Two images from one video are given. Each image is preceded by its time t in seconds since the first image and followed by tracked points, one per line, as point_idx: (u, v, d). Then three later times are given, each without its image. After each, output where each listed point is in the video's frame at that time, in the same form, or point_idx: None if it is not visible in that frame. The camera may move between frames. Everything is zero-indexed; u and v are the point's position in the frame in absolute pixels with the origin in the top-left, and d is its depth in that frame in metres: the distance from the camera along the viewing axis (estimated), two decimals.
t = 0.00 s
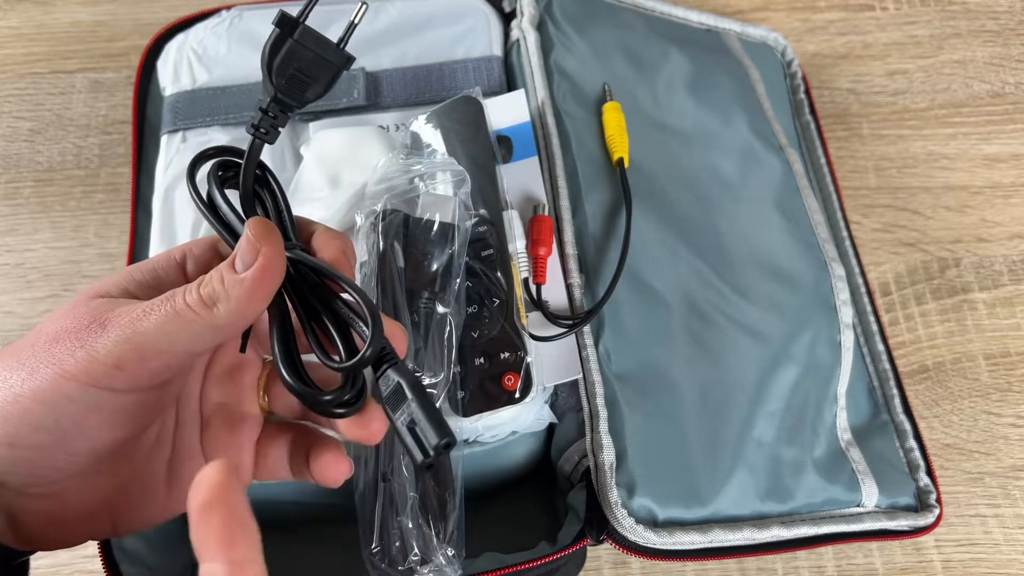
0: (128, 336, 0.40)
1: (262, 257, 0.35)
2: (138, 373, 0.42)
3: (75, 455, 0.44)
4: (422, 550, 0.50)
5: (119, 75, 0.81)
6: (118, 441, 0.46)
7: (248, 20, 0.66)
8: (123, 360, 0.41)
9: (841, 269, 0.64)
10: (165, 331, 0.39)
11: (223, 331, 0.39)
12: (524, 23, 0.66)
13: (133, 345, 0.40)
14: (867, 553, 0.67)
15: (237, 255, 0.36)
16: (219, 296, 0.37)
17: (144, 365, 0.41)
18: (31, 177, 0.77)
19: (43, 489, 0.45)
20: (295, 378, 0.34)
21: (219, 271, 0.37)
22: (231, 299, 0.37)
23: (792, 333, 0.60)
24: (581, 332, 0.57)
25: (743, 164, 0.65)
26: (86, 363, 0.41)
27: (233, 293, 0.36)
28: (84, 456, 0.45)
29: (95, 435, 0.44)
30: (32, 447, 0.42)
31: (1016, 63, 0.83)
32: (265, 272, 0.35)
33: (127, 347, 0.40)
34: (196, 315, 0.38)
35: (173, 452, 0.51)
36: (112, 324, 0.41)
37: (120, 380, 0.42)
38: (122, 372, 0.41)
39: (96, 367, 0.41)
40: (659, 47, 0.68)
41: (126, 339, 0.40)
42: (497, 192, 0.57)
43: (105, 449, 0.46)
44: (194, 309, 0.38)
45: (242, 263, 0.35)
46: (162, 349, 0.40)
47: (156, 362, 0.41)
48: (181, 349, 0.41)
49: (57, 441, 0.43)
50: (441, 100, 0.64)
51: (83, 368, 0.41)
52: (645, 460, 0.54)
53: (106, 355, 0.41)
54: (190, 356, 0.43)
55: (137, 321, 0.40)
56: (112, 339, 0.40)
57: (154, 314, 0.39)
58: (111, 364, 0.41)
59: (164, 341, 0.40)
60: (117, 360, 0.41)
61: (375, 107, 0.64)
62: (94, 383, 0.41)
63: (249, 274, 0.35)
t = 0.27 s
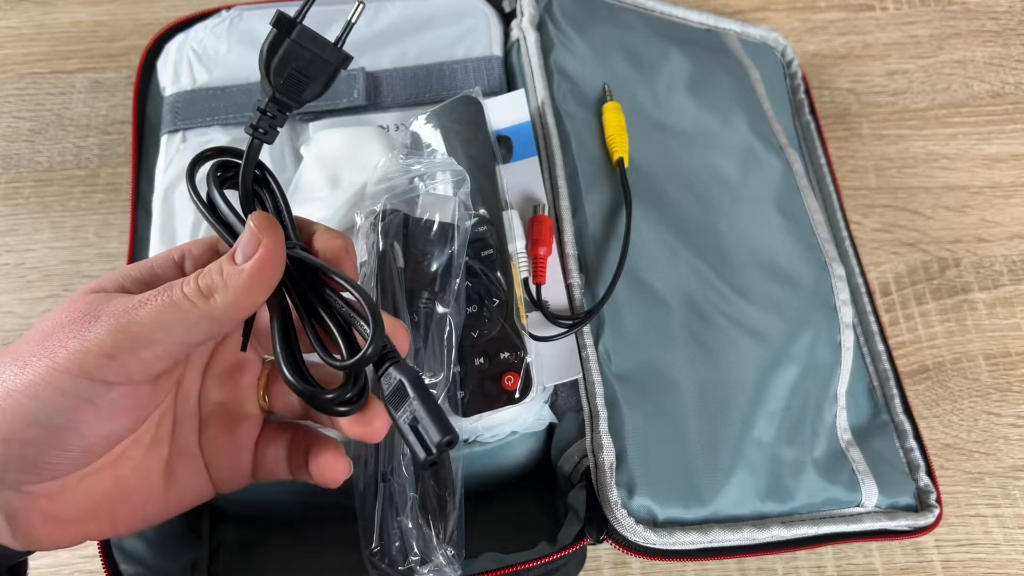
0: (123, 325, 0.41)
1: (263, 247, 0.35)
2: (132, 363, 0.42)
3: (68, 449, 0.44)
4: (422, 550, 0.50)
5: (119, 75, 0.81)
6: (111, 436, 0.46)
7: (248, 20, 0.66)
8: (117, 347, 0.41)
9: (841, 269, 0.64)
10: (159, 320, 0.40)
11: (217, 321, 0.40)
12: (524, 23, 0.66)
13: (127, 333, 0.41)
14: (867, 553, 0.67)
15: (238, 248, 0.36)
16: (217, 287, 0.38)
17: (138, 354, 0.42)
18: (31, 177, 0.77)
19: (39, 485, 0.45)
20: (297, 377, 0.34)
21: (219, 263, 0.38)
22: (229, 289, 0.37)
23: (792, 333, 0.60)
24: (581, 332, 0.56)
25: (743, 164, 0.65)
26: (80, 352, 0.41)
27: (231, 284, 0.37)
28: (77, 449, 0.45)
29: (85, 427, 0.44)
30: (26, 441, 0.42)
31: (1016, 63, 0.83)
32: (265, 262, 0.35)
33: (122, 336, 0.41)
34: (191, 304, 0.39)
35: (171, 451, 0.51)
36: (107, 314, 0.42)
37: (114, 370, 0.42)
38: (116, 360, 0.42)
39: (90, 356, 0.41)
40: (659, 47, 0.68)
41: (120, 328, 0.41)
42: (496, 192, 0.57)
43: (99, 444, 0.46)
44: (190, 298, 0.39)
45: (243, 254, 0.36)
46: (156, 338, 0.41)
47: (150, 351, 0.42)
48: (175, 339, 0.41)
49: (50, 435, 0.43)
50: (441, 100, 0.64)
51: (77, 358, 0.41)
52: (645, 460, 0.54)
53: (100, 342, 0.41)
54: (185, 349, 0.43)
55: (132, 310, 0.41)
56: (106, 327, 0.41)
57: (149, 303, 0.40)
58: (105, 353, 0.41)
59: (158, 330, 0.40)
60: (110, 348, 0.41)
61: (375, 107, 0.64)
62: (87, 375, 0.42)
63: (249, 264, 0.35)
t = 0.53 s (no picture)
0: (122, 323, 0.40)
1: (264, 244, 0.35)
2: (131, 362, 0.42)
3: (67, 447, 0.44)
4: (422, 550, 0.50)
5: (119, 75, 0.81)
6: (111, 433, 0.46)
7: (248, 21, 0.66)
8: (115, 345, 0.41)
9: (841, 269, 0.64)
10: (158, 319, 0.39)
11: (217, 321, 0.39)
12: (524, 23, 0.66)
13: (126, 332, 0.40)
14: (867, 553, 0.67)
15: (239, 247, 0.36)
16: (218, 285, 0.38)
17: (137, 354, 0.41)
18: (31, 176, 0.77)
19: (39, 483, 0.45)
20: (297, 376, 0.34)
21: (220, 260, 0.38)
22: (230, 288, 0.37)
23: (792, 333, 0.60)
24: (581, 332, 0.57)
25: (743, 165, 0.65)
26: (79, 349, 0.41)
27: (231, 282, 0.37)
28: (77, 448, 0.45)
29: (85, 425, 0.44)
30: (25, 440, 0.42)
31: (1016, 63, 0.83)
32: (267, 259, 0.35)
33: (120, 335, 0.40)
34: (191, 303, 0.39)
35: (171, 450, 0.51)
36: (106, 311, 0.41)
37: (114, 369, 0.42)
38: (115, 359, 0.41)
39: (89, 354, 0.41)
40: (658, 47, 0.68)
41: (119, 326, 0.40)
42: (496, 192, 0.57)
43: (99, 442, 0.46)
44: (191, 297, 0.39)
45: (244, 252, 0.36)
46: (154, 337, 0.40)
47: (149, 351, 0.41)
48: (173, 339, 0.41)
49: (50, 433, 0.43)
50: (441, 100, 0.64)
51: (76, 356, 0.41)
52: (645, 460, 0.54)
53: (99, 340, 0.41)
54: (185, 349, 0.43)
55: (131, 308, 0.40)
56: (105, 325, 0.41)
57: (149, 301, 0.40)
58: (104, 351, 0.41)
59: (156, 329, 0.40)
60: (109, 346, 0.41)
61: (375, 107, 0.64)
62: (87, 374, 0.42)
63: (250, 263, 0.35)
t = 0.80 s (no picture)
0: (124, 320, 0.40)
1: (267, 240, 0.35)
2: (132, 360, 0.42)
3: (67, 445, 0.44)
4: (422, 550, 0.50)
5: (119, 75, 0.81)
6: (111, 430, 0.46)
7: (248, 21, 0.66)
8: (117, 342, 0.41)
9: (841, 269, 0.64)
10: (160, 316, 0.40)
11: (219, 319, 0.39)
12: (524, 23, 0.66)
13: (128, 328, 0.40)
14: (867, 553, 0.67)
15: (242, 244, 0.36)
16: (221, 283, 0.38)
17: (138, 351, 0.41)
18: (31, 176, 0.77)
19: (39, 481, 0.45)
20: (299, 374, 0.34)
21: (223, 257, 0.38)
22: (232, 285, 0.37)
23: (793, 333, 0.60)
24: (581, 332, 0.57)
25: (743, 165, 0.65)
26: (81, 345, 0.41)
27: (233, 279, 0.37)
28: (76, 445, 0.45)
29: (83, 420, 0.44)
30: (24, 437, 0.42)
31: (1016, 63, 0.83)
32: (269, 255, 0.35)
33: (122, 331, 0.40)
34: (194, 300, 0.39)
35: (172, 449, 0.51)
36: (108, 307, 0.41)
37: (116, 365, 0.42)
38: (117, 356, 0.41)
39: (90, 349, 0.41)
40: (658, 47, 0.68)
41: (121, 323, 0.40)
42: (496, 192, 0.57)
43: (99, 439, 0.46)
44: (193, 294, 0.39)
45: (246, 249, 0.36)
46: (156, 335, 0.40)
47: (150, 348, 0.41)
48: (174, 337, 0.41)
49: (50, 429, 0.43)
50: (441, 100, 0.64)
51: (78, 352, 0.41)
52: (645, 460, 0.54)
53: (101, 336, 0.41)
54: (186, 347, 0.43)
55: (134, 305, 0.40)
56: (107, 321, 0.41)
57: (152, 298, 0.40)
58: (106, 347, 0.41)
59: (158, 326, 0.40)
60: (111, 342, 0.41)
61: (375, 107, 0.64)
62: (89, 369, 0.42)
63: (252, 260, 0.35)
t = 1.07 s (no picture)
0: (122, 323, 0.41)
1: (263, 243, 0.35)
2: (129, 362, 0.42)
3: (65, 447, 0.44)
4: (422, 550, 0.50)
5: (119, 75, 0.81)
6: (109, 433, 0.46)
7: (249, 21, 0.66)
8: (114, 345, 0.41)
9: (841, 269, 0.64)
10: (157, 319, 0.40)
11: (215, 323, 0.40)
12: (524, 23, 0.66)
13: (125, 331, 0.41)
14: (867, 553, 0.67)
15: (237, 247, 0.36)
16: (217, 286, 0.38)
17: (135, 354, 0.42)
18: (31, 176, 0.77)
19: (36, 483, 0.45)
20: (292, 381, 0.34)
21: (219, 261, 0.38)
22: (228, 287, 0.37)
23: (792, 333, 0.60)
24: (581, 332, 0.57)
25: (743, 164, 0.65)
26: (80, 348, 0.42)
27: (230, 282, 0.37)
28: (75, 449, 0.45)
29: (81, 421, 0.44)
30: (23, 439, 0.43)
31: (1016, 63, 0.83)
32: (264, 258, 0.35)
33: (120, 335, 0.41)
34: (190, 303, 0.39)
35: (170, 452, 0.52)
36: (107, 310, 0.42)
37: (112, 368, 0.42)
38: (114, 359, 0.42)
39: (88, 352, 0.42)
40: (658, 47, 0.68)
41: (119, 326, 0.41)
42: (496, 191, 0.57)
43: (96, 442, 0.46)
44: (190, 297, 0.39)
45: (242, 251, 0.36)
46: (152, 338, 0.41)
47: (147, 351, 0.42)
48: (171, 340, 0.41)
49: (47, 433, 0.43)
50: (441, 100, 0.64)
51: (76, 355, 0.42)
52: (645, 460, 0.54)
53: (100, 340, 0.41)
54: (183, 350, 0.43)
55: (131, 308, 0.41)
56: (104, 325, 0.41)
57: (149, 302, 0.40)
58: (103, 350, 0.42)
59: (154, 329, 0.40)
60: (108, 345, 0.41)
61: (375, 107, 0.64)
62: (87, 372, 0.42)
63: (248, 263, 0.35)
